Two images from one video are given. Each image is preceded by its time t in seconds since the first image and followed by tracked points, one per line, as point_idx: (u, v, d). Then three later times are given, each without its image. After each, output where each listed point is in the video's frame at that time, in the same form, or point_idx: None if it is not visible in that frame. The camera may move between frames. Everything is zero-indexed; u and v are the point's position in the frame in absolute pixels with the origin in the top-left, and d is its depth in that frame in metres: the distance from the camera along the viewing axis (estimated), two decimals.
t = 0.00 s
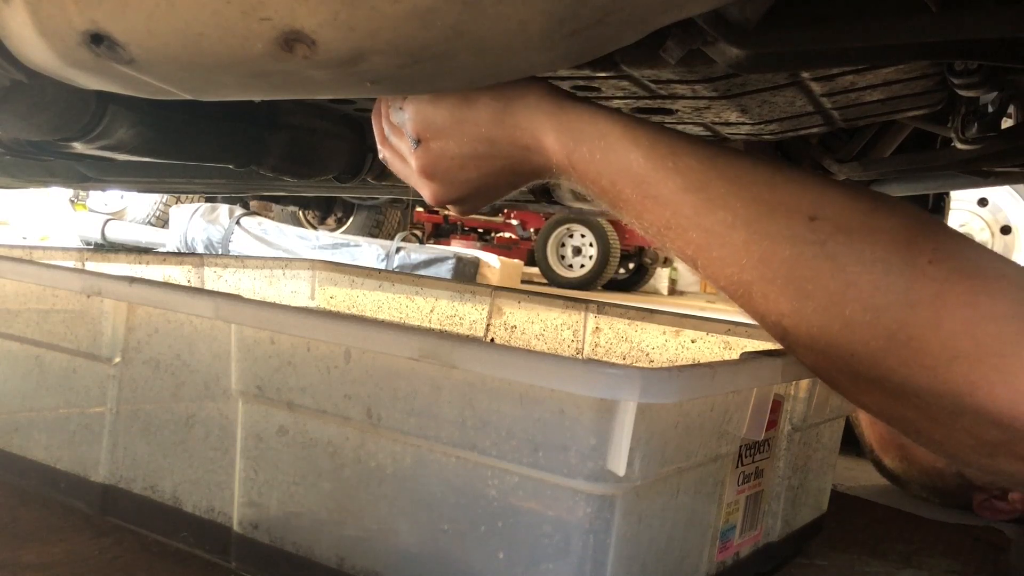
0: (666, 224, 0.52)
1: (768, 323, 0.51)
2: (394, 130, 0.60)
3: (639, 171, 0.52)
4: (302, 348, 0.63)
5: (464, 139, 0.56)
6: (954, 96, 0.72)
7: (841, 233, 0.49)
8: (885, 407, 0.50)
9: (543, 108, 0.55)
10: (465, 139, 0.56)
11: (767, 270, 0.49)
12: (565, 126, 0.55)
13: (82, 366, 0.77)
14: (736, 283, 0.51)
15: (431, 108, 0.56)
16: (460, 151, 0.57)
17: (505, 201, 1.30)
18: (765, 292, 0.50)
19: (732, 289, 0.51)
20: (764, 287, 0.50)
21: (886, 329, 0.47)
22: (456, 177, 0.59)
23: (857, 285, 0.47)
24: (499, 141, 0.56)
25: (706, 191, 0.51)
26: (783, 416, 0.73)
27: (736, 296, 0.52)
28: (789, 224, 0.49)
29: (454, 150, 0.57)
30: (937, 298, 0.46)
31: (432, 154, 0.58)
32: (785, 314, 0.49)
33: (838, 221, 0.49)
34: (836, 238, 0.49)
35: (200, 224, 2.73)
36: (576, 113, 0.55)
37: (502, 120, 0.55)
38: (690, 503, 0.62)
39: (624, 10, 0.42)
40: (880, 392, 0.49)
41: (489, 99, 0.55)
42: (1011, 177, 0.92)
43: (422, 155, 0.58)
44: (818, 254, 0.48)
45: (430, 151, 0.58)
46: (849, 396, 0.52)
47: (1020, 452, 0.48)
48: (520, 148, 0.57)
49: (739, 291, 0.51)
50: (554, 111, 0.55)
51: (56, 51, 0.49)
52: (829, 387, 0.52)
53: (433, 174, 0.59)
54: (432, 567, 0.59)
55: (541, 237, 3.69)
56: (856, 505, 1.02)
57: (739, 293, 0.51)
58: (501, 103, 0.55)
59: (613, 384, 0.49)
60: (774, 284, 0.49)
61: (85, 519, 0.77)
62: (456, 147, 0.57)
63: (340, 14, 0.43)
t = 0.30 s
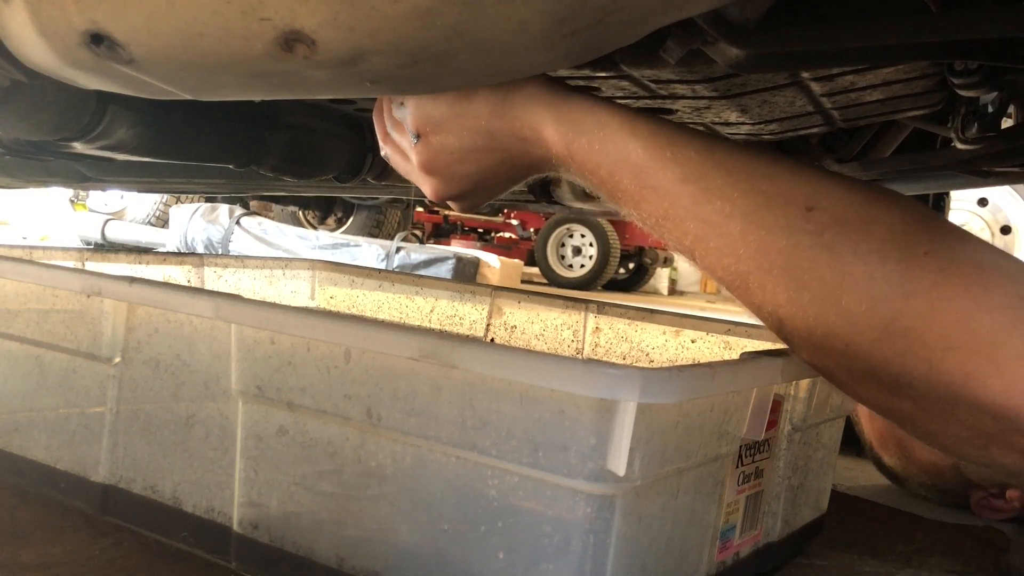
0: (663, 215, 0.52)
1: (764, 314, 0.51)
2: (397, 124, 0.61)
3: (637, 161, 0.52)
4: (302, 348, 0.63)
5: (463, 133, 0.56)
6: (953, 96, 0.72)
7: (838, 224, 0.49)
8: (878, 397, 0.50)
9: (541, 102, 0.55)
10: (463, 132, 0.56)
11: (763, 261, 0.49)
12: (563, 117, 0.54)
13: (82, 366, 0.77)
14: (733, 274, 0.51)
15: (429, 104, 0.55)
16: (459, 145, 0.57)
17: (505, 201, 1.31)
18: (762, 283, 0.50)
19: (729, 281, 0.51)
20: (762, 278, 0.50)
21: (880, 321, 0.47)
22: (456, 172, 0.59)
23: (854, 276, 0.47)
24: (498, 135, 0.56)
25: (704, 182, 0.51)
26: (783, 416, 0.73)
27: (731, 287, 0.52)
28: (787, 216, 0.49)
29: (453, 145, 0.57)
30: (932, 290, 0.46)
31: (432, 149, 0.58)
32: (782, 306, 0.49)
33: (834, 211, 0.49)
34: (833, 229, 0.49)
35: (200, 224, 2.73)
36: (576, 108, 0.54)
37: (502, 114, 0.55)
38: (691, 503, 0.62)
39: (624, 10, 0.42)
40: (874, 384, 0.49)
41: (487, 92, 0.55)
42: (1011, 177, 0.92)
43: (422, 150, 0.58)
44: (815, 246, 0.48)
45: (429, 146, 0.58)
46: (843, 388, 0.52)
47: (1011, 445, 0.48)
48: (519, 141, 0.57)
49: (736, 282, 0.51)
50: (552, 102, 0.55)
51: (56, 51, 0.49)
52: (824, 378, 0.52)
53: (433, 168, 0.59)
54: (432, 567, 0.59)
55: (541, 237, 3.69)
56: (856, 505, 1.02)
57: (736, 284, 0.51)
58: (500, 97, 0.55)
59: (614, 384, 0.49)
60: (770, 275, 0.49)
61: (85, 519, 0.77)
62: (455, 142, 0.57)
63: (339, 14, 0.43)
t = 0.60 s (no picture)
0: (663, 204, 0.52)
1: (762, 303, 0.51)
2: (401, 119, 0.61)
3: (638, 150, 0.52)
4: (302, 348, 0.63)
5: (465, 127, 0.56)
6: (954, 96, 0.72)
7: (837, 214, 0.49)
8: (875, 388, 0.50)
9: (542, 93, 0.54)
10: (466, 127, 0.56)
11: (761, 250, 0.49)
12: (564, 108, 0.54)
13: (82, 366, 0.77)
14: (732, 262, 0.51)
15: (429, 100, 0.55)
16: (462, 140, 0.57)
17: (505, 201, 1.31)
18: (761, 271, 0.50)
19: (729, 270, 0.51)
20: (760, 266, 0.50)
21: (878, 310, 0.47)
22: (461, 165, 0.60)
23: (852, 265, 0.48)
24: (500, 128, 0.56)
25: (705, 171, 0.51)
26: (783, 416, 0.73)
27: (731, 276, 0.52)
28: (787, 205, 0.49)
29: (456, 140, 0.57)
30: (931, 280, 0.46)
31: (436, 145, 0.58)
32: (781, 294, 0.50)
33: (836, 201, 0.49)
34: (833, 218, 0.49)
35: (200, 224, 2.73)
36: (576, 103, 0.54)
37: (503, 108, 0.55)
38: (691, 502, 0.62)
39: (624, 9, 0.42)
40: (872, 374, 0.49)
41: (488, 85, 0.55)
42: (1011, 178, 0.92)
43: (427, 145, 0.59)
44: (814, 235, 0.48)
45: (433, 142, 0.58)
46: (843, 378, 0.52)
47: (1008, 435, 0.48)
48: (523, 133, 0.57)
49: (736, 271, 0.51)
50: (554, 93, 0.55)
51: (56, 51, 0.49)
52: (823, 368, 0.52)
53: (439, 164, 0.60)
54: (431, 567, 0.59)
55: (541, 237, 3.69)
56: (856, 506, 1.02)
57: (735, 273, 0.51)
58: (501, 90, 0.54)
59: (614, 384, 0.49)
60: (768, 263, 0.50)
61: (85, 519, 0.77)
62: (458, 137, 0.57)
63: (340, 14, 0.43)
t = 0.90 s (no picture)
0: (655, 213, 0.52)
1: (755, 309, 0.51)
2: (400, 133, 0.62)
3: (628, 160, 0.52)
4: (302, 348, 0.63)
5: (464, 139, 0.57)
6: (953, 96, 0.72)
7: (827, 220, 0.48)
8: (871, 392, 0.50)
9: (535, 104, 0.55)
10: (464, 138, 0.57)
11: (752, 256, 0.49)
12: (556, 118, 0.55)
13: (82, 366, 0.77)
14: (724, 270, 0.50)
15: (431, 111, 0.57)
16: (461, 152, 0.59)
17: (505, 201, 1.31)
18: (752, 279, 0.49)
19: (721, 277, 0.51)
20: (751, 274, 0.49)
21: (869, 316, 0.46)
22: (460, 178, 0.61)
23: (842, 272, 0.47)
24: (497, 138, 0.57)
25: (695, 180, 0.51)
26: (783, 416, 0.73)
27: (723, 284, 0.52)
28: (777, 213, 0.49)
29: (456, 151, 0.59)
30: (922, 285, 0.46)
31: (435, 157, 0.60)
32: (772, 301, 0.49)
33: (827, 207, 0.49)
34: (823, 225, 0.48)
35: (200, 224, 2.73)
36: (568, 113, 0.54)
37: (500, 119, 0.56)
38: (691, 502, 0.62)
39: (624, 9, 0.42)
40: (867, 379, 0.49)
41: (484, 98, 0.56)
42: (1012, 178, 0.92)
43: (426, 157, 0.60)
44: (804, 242, 0.48)
45: (433, 155, 0.60)
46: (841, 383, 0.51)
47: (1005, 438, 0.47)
48: (520, 146, 0.58)
49: (728, 279, 0.51)
50: (546, 104, 0.55)
51: (56, 51, 0.49)
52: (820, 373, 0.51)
53: (437, 176, 0.61)
54: (431, 567, 0.59)
55: (541, 237, 3.69)
56: (856, 506, 1.02)
57: (727, 280, 0.51)
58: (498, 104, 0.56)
59: (614, 384, 0.49)
60: (758, 271, 0.49)
61: (85, 519, 0.77)
62: (458, 149, 0.58)
63: (340, 15, 0.43)
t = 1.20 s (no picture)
0: (651, 230, 0.52)
1: (753, 324, 0.51)
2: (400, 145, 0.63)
3: (623, 179, 0.52)
4: (302, 348, 0.63)
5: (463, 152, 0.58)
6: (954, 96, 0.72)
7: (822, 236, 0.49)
8: (867, 400, 0.51)
9: (532, 122, 0.55)
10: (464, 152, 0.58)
11: (749, 274, 0.49)
12: (552, 135, 0.55)
13: (82, 366, 0.77)
14: (722, 286, 0.51)
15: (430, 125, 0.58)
16: (461, 165, 0.59)
17: (505, 201, 1.31)
18: (750, 296, 0.50)
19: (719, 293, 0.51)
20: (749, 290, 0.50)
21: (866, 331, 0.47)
22: (460, 190, 0.61)
23: (839, 288, 0.48)
24: (496, 152, 0.58)
25: (690, 198, 0.50)
26: (783, 416, 0.73)
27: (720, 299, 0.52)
28: (773, 230, 0.49)
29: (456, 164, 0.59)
30: (916, 299, 0.47)
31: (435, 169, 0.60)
32: (771, 317, 0.50)
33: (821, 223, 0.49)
34: (818, 240, 0.49)
35: (200, 224, 2.73)
36: (562, 130, 0.54)
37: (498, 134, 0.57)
38: (691, 503, 0.62)
39: (623, 9, 0.42)
40: (863, 388, 0.50)
41: (483, 115, 0.57)
42: (1012, 177, 0.92)
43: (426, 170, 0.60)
44: (801, 259, 0.48)
45: (433, 167, 0.60)
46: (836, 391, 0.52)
47: (999, 443, 0.49)
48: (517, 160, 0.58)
49: (726, 295, 0.51)
50: (542, 121, 0.55)
51: (57, 51, 0.49)
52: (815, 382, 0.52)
53: (438, 186, 0.62)
54: (431, 567, 0.59)
55: (541, 237, 3.69)
56: (856, 506, 1.02)
57: (724, 295, 0.51)
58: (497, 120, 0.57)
59: (614, 384, 0.49)
60: (757, 288, 0.49)
61: (84, 519, 0.77)
62: (458, 162, 0.59)
63: (340, 14, 0.43)
